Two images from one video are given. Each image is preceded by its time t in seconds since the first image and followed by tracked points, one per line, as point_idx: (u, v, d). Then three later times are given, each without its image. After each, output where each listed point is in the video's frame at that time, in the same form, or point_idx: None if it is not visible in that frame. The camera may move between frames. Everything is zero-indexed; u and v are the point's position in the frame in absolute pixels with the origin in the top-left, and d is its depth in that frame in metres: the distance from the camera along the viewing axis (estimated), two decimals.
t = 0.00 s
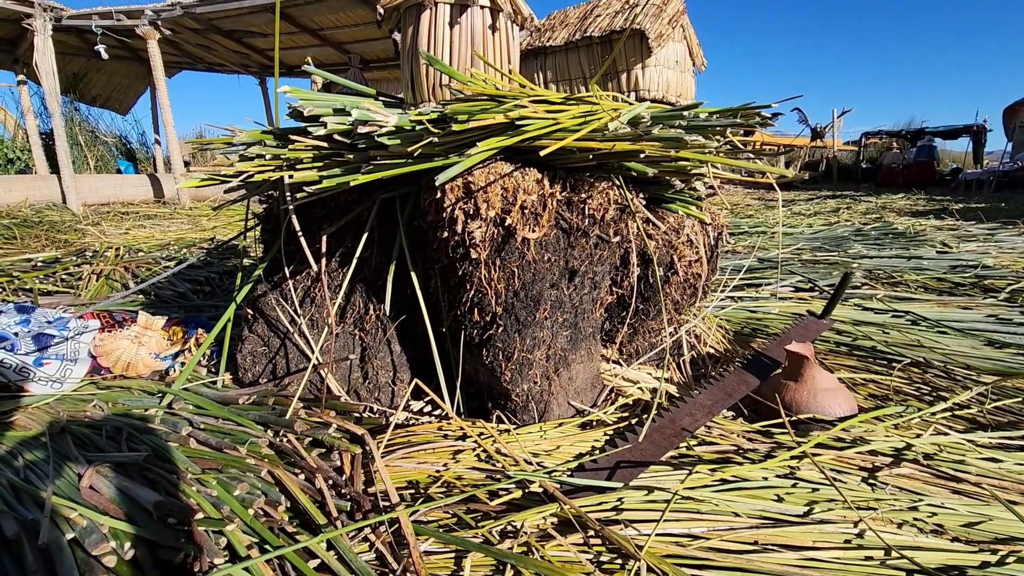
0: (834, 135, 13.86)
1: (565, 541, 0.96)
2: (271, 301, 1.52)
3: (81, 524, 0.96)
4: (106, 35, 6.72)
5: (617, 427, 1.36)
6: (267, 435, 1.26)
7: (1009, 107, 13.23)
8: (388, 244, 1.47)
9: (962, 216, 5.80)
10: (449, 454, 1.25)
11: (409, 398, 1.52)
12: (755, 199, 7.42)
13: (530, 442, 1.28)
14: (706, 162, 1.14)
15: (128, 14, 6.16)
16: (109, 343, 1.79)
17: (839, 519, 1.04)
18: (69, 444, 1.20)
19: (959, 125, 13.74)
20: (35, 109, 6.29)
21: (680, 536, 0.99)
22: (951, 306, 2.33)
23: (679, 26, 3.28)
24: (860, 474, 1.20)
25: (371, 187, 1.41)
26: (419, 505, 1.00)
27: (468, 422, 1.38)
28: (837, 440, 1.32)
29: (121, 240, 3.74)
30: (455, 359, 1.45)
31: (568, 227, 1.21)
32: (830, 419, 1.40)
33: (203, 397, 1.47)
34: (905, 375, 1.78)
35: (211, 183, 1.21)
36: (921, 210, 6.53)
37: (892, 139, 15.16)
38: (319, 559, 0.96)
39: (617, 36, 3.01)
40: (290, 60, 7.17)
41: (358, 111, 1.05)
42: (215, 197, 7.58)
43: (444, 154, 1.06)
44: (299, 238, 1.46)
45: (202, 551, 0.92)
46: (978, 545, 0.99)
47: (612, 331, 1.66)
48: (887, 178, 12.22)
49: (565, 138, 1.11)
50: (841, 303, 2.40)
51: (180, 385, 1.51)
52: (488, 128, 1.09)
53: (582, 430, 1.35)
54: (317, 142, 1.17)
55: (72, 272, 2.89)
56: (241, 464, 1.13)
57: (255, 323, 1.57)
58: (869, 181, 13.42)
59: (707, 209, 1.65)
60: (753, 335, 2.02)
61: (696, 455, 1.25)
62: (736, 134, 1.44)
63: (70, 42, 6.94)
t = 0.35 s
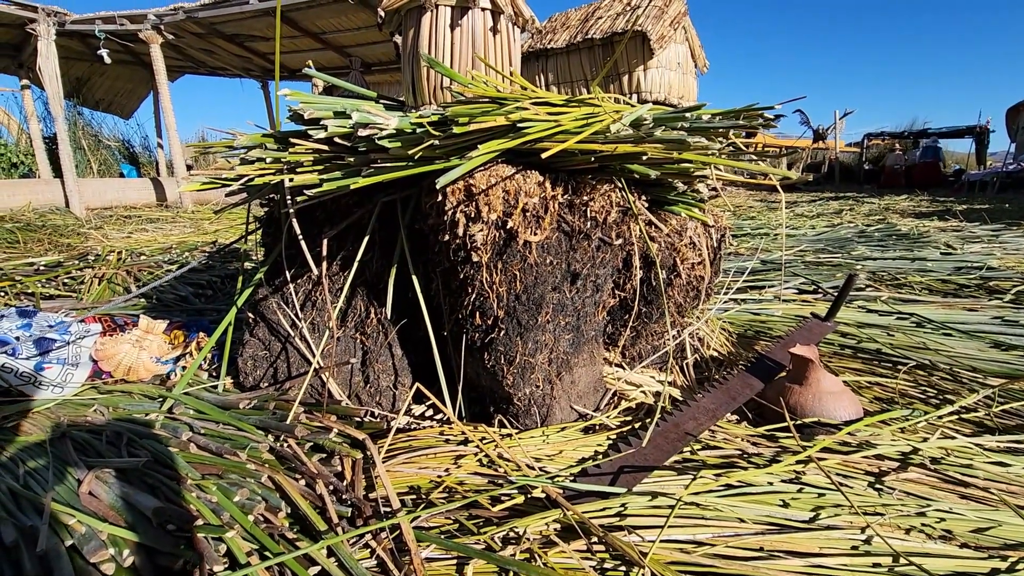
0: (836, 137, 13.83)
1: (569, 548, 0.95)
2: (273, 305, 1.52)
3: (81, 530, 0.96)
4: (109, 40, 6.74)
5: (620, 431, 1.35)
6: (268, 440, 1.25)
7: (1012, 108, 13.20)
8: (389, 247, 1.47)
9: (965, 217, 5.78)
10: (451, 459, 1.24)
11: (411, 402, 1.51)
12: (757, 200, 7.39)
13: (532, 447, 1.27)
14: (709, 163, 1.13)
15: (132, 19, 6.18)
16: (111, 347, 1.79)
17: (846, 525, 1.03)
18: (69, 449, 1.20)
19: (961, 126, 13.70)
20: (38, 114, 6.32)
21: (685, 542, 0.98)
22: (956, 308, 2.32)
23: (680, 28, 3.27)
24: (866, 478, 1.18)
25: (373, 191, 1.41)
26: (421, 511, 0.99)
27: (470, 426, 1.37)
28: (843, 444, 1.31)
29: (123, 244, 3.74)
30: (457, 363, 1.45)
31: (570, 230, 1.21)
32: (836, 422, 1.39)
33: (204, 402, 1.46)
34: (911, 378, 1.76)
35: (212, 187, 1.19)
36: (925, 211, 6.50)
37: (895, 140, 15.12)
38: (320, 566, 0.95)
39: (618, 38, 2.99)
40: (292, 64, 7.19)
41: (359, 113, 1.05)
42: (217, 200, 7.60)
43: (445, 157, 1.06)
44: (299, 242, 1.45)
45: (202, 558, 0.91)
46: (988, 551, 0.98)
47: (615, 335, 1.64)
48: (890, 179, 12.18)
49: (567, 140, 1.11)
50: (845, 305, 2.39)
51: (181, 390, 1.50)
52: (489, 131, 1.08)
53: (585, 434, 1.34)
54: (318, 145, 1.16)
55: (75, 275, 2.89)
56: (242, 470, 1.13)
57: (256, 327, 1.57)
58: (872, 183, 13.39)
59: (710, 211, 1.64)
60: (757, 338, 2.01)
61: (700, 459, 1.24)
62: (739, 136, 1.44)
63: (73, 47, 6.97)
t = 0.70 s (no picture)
0: (835, 142, 13.86)
1: (566, 558, 0.93)
2: (268, 311, 1.50)
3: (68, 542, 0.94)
4: (109, 48, 6.76)
5: (620, 438, 1.33)
6: (261, 448, 1.23)
7: (1009, 113, 13.23)
8: (385, 252, 1.45)
9: (965, 221, 5.78)
10: (448, 467, 1.22)
11: (407, 409, 1.49)
12: (757, 205, 7.39)
13: (530, 454, 1.25)
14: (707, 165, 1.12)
15: (132, 26, 6.19)
16: (105, 354, 1.77)
17: (850, 534, 1.00)
18: (59, 458, 1.17)
19: (960, 131, 13.74)
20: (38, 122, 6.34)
21: (686, 552, 0.95)
22: (958, 312, 2.30)
23: (677, 31, 3.26)
24: (870, 486, 1.16)
25: (368, 195, 1.39)
26: (417, 520, 0.97)
27: (467, 433, 1.35)
28: (846, 451, 1.28)
29: (122, 250, 3.74)
30: (454, 369, 1.43)
31: (567, 234, 1.19)
32: (839, 428, 1.37)
33: (197, 409, 1.44)
34: (913, 383, 1.74)
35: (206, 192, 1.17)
36: (925, 216, 6.50)
37: (894, 146, 15.16)
38: None
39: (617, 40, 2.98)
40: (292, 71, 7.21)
41: (352, 116, 1.03)
42: (216, 207, 7.60)
43: (440, 159, 1.04)
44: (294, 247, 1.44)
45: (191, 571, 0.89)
46: (995, 560, 0.95)
47: (614, 340, 1.63)
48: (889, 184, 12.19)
49: (564, 142, 1.09)
50: (846, 309, 2.37)
51: (175, 397, 1.48)
52: (484, 133, 1.06)
53: (583, 441, 1.32)
54: (312, 148, 1.15)
55: (72, 282, 2.87)
56: (234, 479, 1.11)
57: (252, 333, 1.55)
58: (871, 188, 13.41)
59: (710, 214, 1.63)
60: (758, 343, 1.99)
61: (700, 466, 1.22)
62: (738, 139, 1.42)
63: (74, 55, 6.99)
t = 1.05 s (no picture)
0: (833, 149, 13.90)
1: None
2: (261, 325, 1.49)
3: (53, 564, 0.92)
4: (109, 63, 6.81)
5: (615, 451, 1.31)
6: (252, 466, 1.22)
7: (1006, 119, 13.27)
8: (379, 266, 1.44)
9: (964, 227, 5.78)
10: (441, 483, 1.20)
11: (401, 423, 1.47)
12: (756, 214, 7.40)
13: (524, 469, 1.24)
14: (698, 176, 1.11)
15: (131, 41, 6.23)
16: (99, 370, 1.75)
17: (849, 549, 0.99)
18: (47, 477, 1.16)
19: (957, 137, 13.78)
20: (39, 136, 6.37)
21: (681, 570, 0.94)
22: (958, 319, 2.28)
23: (669, 42, 3.29)
24: (870, 499, 1.14)
25: (361, 209, 1.39)
26: (408, 539, 0.95)
27: (460, 448, 1.33)
28: (844, 462, 1.27)
29: (121, 264, 3.73)
30: (447, 383, 1.41)
31: (560, 246, 1.18)
32: (837, 439, 1.35)
33: (189, 426, 1.43)
34: (913, 392, 1.73)
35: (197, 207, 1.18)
36: (925, 222, 6.49)
37: (891, 152, 15.20)
38: None
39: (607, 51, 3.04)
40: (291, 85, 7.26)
41: (340, 130, 1.03)
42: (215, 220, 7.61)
43: (429, 173, 1.04)
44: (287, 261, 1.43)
45: None
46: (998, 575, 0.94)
47: (610, 352, 1.61)
48: (888, 190, 12.21)
49: (554, 154, 1.09)
50: (845, 317, 2.36)
51: (168, 414, 1.47)
52: (473, 146, 1.06)
53: (578, 456, 1.30)
54: (301, 163, 1.15)
55: (69, 297, 2.87)
56: (224, 497, 1.09)
57: (245, 348, 1.54)
58: (869, 194, 13.43)
59: (704, 224, 1.62)
60: (756, 352, 1.97)
61: (697, 480, 1.20)
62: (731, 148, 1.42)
63: (75, 70, 7.05)
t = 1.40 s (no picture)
0: (831, 153, 13.94)
1: None
2: (259, 340, 1.49)
3: None
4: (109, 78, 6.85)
5: (614, 464, 1.31)
6: (249, 484, 1.22)
7: (1003, 120, 13.30)
8: (375, 280, 1.44)
9: (963, 229, 5.78)
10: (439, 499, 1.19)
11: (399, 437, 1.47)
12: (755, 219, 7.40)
13: (522, 483, 1.23)
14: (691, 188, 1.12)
15: (131, 56, 6.27)
16: (98, 387, 1.75)
17: (850, 560, 0.98)
18: (45, 496, 1.16)
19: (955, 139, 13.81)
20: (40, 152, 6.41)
21: None
22: (958, 323, 2.28)
23: (662, 52, 3.31)
24: (870, 509, 1.14)
25: (357, 224, 1.39)
26: (405, 557, 0.95)
27: (458, 462, 1.33)
28: (844, 472, 1.26)
29: (121, 279, 3.74)
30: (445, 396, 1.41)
31: (555, 259, 1.19)
32: (837, 448, 1.35)
33: (188, 443, 1.42)
34: (914, 398, 1.72)
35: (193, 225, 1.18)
36: (924, 224, 6.50)
37: (889, 155, 15.24)
38: None
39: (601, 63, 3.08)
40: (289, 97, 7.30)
41: (333, 149, 1.04)
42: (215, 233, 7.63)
43: (423, 190, 1.05)
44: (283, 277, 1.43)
45: None
46: None
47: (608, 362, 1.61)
48: (887, 193, 12.22)
49: (546, 168, 1.10)
50: (844, 322, 2.36)
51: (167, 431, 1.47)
52: (466, 163, 1.07)
53: (577, 468, 1.30)
54: (296, 181, 1.16)
55: (69, 312, 2.87)
56: (222, 516, 1.09)
57: (243, 363, 1.54)
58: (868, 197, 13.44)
59: (700, 233, 1.62)
60: (755, 360, 1.97)
61: (696, 492, 1.20)
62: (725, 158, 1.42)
63: (75, 86, 7.10)
